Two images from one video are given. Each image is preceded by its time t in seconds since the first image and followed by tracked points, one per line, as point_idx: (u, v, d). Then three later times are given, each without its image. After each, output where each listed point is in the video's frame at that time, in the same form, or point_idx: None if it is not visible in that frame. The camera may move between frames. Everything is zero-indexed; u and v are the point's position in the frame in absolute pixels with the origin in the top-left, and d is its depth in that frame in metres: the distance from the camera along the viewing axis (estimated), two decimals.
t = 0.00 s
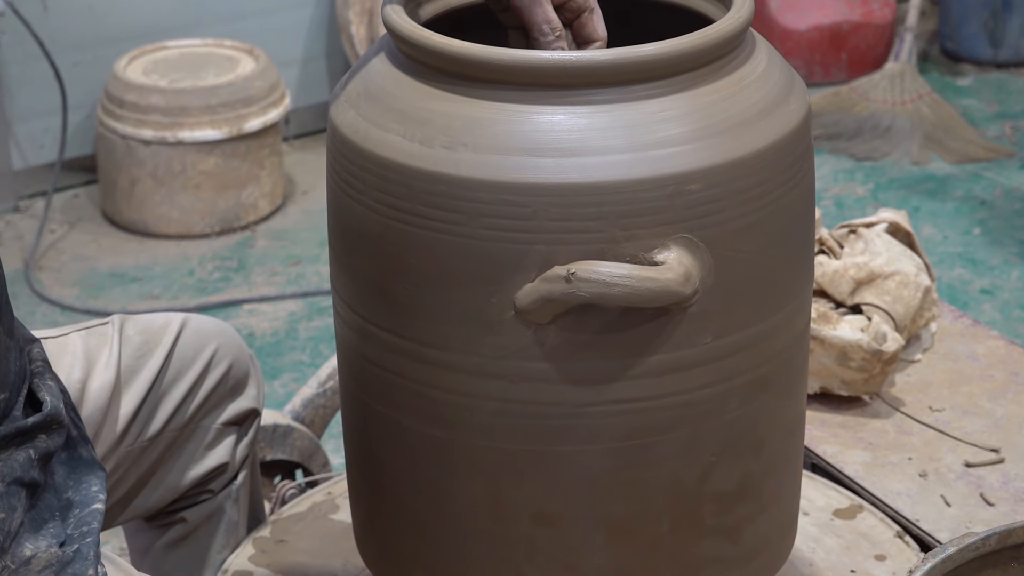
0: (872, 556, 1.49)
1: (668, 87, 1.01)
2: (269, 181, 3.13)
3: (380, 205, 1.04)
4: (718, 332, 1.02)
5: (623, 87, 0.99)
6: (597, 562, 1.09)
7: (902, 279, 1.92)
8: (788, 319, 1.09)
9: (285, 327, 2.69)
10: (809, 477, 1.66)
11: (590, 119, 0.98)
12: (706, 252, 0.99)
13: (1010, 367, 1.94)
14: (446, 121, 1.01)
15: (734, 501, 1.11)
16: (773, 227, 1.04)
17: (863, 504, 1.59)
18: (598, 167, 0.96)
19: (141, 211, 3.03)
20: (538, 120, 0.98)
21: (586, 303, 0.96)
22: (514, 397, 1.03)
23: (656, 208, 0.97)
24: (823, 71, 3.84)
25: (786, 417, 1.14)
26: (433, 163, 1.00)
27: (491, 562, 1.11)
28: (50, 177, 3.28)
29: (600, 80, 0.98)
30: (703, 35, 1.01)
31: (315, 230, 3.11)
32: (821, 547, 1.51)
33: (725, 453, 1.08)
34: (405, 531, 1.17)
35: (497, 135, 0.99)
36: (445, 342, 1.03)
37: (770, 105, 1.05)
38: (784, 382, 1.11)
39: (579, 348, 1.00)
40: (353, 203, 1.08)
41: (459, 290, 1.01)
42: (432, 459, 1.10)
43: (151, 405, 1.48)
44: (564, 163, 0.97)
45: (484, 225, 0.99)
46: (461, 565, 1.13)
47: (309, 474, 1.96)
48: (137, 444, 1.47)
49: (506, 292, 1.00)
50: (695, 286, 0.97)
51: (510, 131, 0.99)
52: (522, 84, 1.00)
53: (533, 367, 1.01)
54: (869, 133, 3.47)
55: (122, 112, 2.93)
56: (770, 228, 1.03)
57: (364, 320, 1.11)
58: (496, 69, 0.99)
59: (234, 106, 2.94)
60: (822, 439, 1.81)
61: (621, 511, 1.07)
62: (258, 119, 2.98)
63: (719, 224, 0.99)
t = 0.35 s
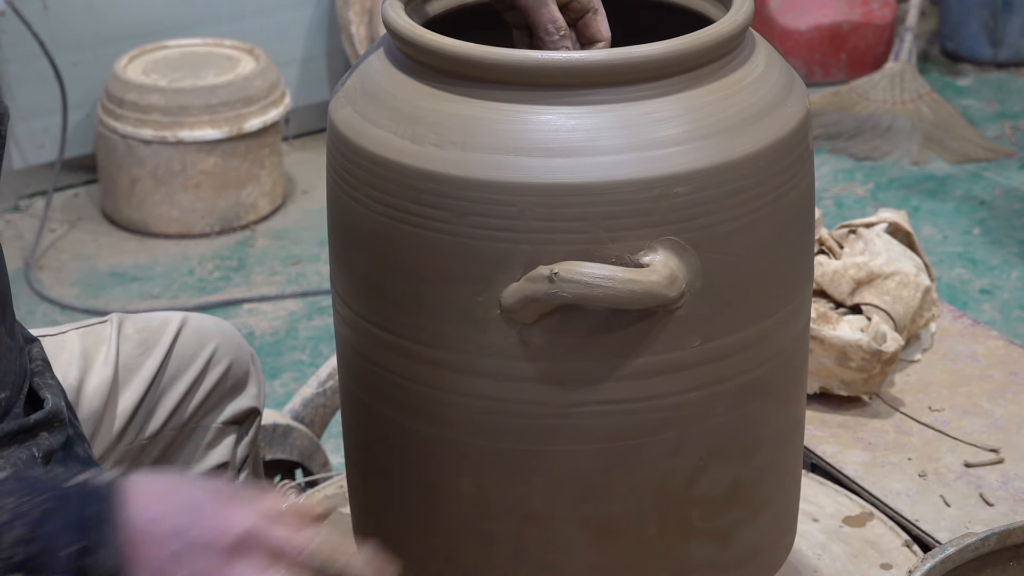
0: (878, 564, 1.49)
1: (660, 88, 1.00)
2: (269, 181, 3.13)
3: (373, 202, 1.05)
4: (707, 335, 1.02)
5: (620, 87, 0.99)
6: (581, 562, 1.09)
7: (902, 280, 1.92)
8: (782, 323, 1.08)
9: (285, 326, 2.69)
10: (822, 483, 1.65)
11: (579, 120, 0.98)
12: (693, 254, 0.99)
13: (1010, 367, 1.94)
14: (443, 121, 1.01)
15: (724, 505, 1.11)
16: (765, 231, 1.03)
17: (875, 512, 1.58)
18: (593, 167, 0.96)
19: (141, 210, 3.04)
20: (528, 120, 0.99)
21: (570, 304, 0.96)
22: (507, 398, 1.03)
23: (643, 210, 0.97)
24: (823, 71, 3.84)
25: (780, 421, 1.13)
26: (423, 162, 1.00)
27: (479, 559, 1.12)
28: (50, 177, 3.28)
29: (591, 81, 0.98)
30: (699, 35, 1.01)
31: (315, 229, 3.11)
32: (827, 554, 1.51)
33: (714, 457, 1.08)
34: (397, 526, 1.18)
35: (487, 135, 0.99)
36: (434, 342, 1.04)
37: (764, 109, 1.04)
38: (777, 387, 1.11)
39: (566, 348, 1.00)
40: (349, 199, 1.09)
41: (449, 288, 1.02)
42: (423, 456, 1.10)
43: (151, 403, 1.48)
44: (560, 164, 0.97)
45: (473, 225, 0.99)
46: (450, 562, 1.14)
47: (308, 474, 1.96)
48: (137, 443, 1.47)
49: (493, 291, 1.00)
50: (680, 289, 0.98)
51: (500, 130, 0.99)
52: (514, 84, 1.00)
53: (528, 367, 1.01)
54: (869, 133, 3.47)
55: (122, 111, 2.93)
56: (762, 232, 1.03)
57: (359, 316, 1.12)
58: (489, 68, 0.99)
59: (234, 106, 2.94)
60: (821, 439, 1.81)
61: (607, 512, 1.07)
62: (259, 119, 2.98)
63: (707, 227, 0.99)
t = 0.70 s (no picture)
0: (880, 572, 1.45)
1: (649, 90, 1.00)
2: (266, 182, 3.13)
3: (364, 201, 1.05)
4: (692, 339, 1.02)
5: (614, 89, 0.99)
6: (568, 564, 1.09)
7: (899, 281, 1.92)
8: (772, 329, 1.08)
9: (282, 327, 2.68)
10: (830, 491, 1.62)
11: (568, 121, 0.98)
12: (677, 258, 0.99)
13: (1007, 368, 1.94)
14: (437, 122, 1.02)
15: (712, 510, 1.10)
16: (754, 236, 1.03)
17: (881, 520, 1.55)
18: (586, 169, 0.96)
19: (139, 211, 3.04)
20: (517, 121, 0.99)
21: (552, 304, 0.97)
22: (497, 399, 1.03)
23: (628, 213, 0.97)
24: (820, 72, 3.84)
25: (771, 425, 1.13)
26: (411, 162, 1.01)
27: (466, 560, 1.12)
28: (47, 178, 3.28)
29: (580, 83, 0.98)
30: (692, 38, 1.01)
31: (313, 230, 3.12)
32: (829, 561, 1.48)
33: (701, 460, 1.08)
34: (387, 525, 1.18)
35: (475, 134, 0.99)
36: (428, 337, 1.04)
37: (755, 114, 1.04)
38: (769, 390, 1.11)
39: (553, 349, 1.00)
40: (342, 197, 1.09)
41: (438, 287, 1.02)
42: (412, 455, 1.11)
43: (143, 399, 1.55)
44: (552, 165, 0.97)
45: (460, 225, 0.99)
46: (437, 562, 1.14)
47: (306, 475, 1.96)
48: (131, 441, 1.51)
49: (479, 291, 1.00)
50: (664, 292, 0.98)
51: (489, 130, 0.99)
52: (504, 84, 1.00)
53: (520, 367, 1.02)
54: (866, 134, 3.47)
55: (119, 112, 2.93)
56: (751, 236, 1.03)
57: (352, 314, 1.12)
58: (480, 68, 0.99)
59: (232, 107, 2.94)
60: (818, 440, 1.81)
61: (593, 515, 1.07)
62: (256, 119, 2.98)
63: (693, 231, 0.99)
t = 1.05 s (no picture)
0: (876, 572, 1.45)
1: (644, 92, 1.00)
2: (263, 184, 3.13)
3: (360, 202, 1.06)
4: (688, 340, 1.02)
5: (611, 91, 0.99)
6: (564, 565, 1.09)
7: (895, 282, 1.92)
8: (768, 331, 1.08)
9: (279, 329, 2.68)
10: (825, 491, 1.62)
11: (563, 123, 0.98)
12: (674, 259, 0.99)
13: (1003, 369, 1.95)
14: (434, 124, 1.01)
15: (708, 512, 1.10)
16: (749, 237, 1.03)
17: (877, 521, 1.55)
18: (582, 171, 0.97)
19: (136, 214, 3.04)
20: (511, 122, 0.99)
21: (549, 306, 0.98)
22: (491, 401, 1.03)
23: (622, 215, 0.97)
24: (816, 73, 3.84)
25: (768, 426, 1.13)
26: (406, 163, 1.01)
27: (463, 562, 1.12)
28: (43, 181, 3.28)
29: (574, 85, 0.98)
30: (689, 40, 1.01)
31: (309, 232, 3.12)
32: (825, 562, 1.48)
33: (698, 462, 1.08)
34: (382, 526, 1.18)
35: (470, 136, 0.99)
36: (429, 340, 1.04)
37: (749, 116, 1.04)
38: (765, 392, 1.11)
39: (549, 351, 1.01)
40: (338, 198, 1.09)
41: (432, 288, 1.03)
42: (409, 456, 1.11)
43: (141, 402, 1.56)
44: (549, 167, 0.97)
45: (454, 226, 0.99)
46: (434, 563, 1.14)
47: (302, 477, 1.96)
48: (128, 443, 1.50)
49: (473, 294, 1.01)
50: (661, 293, 0.98)
51: (484, 132, 0.99)
52: (500, 86, 1.00)
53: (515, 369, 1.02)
54: (863, 135, 3.48)
55: (116, 115, 2.93)
56: (746, 238, 1.03)
57: (347, 314, 1.13)
58: (475, 71, 0.99)
59: (228, 109, 2.93)
60: (815, 441, 1.81)
61: (588, 516, 1.07)
62: (253, 121, 2.98)
63: (689, 232, 0.99)
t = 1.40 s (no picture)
0: (874, 572, 1.45)
1: (643, 93, 1.00)
2: (262, 186, 3.13)
3: (361, 205, 1.06)
4: (690, 342, 1.02)
5: (611, 92, 1.00)
6: (566, 566, 1.09)
7: (894, 283, 1.92)
8: (767, 331, 1.08)
9: (278, 332, 2.68)
10: (821, 491, 1.62)
11: (564, 125, 0.98)
12: (678, 261, 0.99)
13: (1002, 370, 1.95)
14: (435, 127, 1.02)
15: (711, 512, 1.10)
16: (750, 237, 1.03)
17: (872, 520, 1.55)
18: (585, 172, 0.97)
19: (135, 216, 3.04)
20: (512, 124, 0.99)
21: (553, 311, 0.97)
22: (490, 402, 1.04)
23: (624, 217, 0.97)
24: (815, 75, 3.84)
25: (768, 428, 1.13)
26: (408, 166, 1.01)
27: (464, 563, 1.12)
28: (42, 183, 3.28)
29: (575, 87, 0.99)
30: (690, 41, 1.01)
31: (308, 234, 3.12)
32: (823, 561, 1.48)
33: (699, 462, 1.08)
34: (384, 529, 1.18)
35: (471, 139, 1.00)
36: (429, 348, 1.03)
37: (749, 117, 1.04)
38: (765, 393, 1.11)
39: (552, 354, 1.00)
40: (338, 201, 1.10)
41: (433, 291, 1.03)
42: (410, 457, 1.11)
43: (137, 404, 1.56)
44: (551, 169, 0.97)
45: (455, 228, 1.00)
46: (436, 566, 1.14)
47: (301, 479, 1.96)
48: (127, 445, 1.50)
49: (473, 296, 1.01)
50: (665, 295, 0.98)
51: (485, 134, 0.99)
52: (501, 89, 1.00)
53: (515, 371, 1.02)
54: (862, 137, 3.48)
55: (114, 117, 2.92)
56: (747, 239, 1.03)
57: (348, 317, 1.13)
58: (476, 73, 0.99)
59: (227, 112, 2.93)
60: (813, 443, 1.81)
61: (591, 518, 1.07)
62: (252, 124, 2.98)
63: (691, 234, 0.99)
